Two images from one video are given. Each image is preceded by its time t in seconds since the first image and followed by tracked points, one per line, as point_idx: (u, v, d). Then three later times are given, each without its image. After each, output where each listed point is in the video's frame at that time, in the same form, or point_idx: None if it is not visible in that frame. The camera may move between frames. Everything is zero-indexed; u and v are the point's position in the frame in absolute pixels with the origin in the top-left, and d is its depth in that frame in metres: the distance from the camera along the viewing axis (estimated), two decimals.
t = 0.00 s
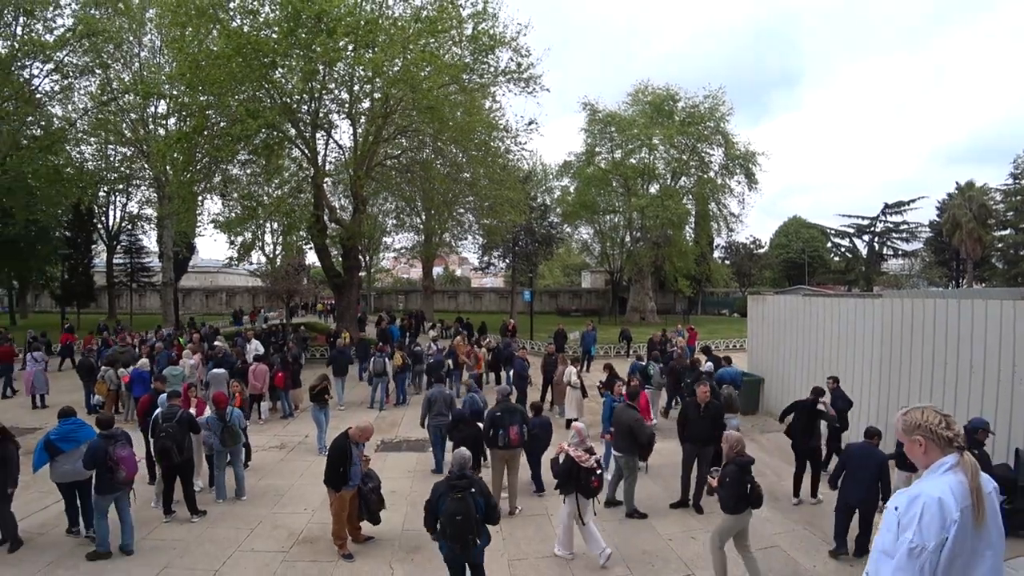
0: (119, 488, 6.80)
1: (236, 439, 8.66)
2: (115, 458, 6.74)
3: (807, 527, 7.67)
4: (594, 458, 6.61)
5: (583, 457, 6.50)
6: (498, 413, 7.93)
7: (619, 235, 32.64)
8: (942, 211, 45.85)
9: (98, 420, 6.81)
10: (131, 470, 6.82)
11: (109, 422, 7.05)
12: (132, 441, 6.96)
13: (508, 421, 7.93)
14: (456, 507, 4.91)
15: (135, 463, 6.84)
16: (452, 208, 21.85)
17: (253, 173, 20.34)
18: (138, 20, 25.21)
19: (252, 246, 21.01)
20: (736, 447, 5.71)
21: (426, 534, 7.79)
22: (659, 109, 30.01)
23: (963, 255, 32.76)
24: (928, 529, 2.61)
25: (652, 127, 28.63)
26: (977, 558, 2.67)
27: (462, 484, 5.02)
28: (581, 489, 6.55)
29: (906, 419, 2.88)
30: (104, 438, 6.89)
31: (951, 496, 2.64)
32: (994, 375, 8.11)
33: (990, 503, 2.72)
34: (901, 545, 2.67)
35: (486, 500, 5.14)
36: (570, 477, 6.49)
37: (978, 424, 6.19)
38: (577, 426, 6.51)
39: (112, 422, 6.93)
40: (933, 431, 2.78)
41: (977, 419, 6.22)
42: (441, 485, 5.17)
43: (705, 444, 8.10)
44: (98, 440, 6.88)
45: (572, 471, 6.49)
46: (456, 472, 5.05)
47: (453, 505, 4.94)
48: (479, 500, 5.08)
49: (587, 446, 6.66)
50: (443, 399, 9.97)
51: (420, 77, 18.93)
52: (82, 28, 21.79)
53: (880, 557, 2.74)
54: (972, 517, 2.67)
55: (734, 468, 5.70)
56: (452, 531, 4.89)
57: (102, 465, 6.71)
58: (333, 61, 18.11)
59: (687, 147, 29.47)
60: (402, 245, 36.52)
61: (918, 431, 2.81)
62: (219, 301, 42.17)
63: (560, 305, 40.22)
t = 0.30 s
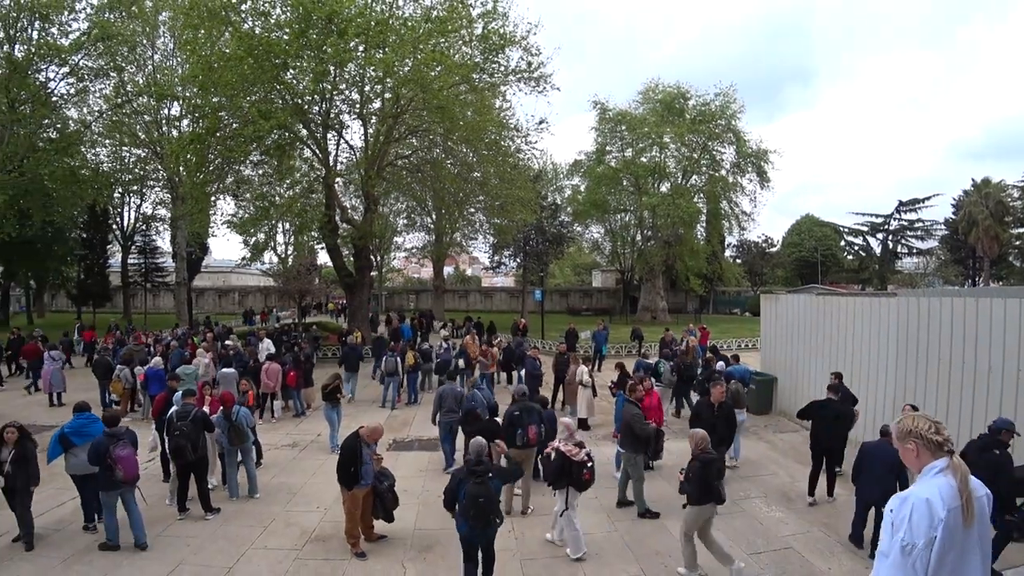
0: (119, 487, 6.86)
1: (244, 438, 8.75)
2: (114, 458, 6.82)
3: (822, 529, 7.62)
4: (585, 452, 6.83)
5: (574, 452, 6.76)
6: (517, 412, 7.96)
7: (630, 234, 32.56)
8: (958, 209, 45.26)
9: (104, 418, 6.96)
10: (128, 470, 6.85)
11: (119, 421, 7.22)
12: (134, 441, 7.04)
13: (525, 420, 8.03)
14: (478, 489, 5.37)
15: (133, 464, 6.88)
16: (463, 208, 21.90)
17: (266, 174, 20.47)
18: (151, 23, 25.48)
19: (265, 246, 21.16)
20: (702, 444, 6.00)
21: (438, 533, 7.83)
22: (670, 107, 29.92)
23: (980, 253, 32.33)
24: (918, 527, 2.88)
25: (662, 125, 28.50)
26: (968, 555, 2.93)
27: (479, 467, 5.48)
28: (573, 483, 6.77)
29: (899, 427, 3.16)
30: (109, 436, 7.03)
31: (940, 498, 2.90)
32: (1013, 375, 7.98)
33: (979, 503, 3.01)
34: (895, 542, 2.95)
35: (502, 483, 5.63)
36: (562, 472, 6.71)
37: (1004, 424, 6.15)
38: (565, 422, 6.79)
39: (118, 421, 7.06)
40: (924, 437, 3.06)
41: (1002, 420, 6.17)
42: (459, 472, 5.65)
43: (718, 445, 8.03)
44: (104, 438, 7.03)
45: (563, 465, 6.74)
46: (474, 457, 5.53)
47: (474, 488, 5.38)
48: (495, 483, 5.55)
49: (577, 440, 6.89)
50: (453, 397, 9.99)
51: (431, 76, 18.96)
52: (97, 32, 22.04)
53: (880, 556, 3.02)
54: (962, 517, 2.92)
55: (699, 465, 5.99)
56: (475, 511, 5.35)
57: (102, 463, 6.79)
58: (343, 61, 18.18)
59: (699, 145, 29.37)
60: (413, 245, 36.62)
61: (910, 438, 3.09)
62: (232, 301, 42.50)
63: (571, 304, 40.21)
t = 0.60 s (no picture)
0: (124, 480, 7.14)
1: (257, 437, 8.81)
2: (117, 453, 7.08)
3: (841, 532, 7.52)
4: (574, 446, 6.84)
5: (563, 446, 6.78)
6: (534, 411, 8.29)
7: (645, 233, 32.42)
8: (980, 207, 44.50)
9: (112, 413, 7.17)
10: (132, 465, 7.11)
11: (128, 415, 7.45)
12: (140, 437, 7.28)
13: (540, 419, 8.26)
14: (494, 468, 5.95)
15: (136, 459, 7.12)
16: (477, 208, 21.93)
17: (282, 174, 20.62)
18: (169, 26, 25.78)
19: (281, 246, 21.33)
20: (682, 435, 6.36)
21: (452, 531, 7.84)
22: (684, 105, 29.77)
23: (1002, 251, 31.76)
24: (902, 523, 2.97)
25: (677, 124, 28.32)
26: (956, 554, 2.98)
27: (493, 448, 6.12)
28: (565, 478, 6.81)
29: (898, 425, 3.19)
30: (117, 431, 7.24)
31: (925, 495, 2.97)
32: None
33: (976, 505, 3.02)
34: (880, 536, 3.05)
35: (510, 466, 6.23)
36: (555, 467, 6.74)
37: None
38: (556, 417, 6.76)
39: (126, 417, 7.26)
40: (919, 436, 3.08)
41: None
42: (474, 455, 6.25)
43: (734, 446, 8.00)
44: (112, 432, 7.27)
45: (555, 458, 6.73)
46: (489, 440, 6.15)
47: (491, 467, 5.97)
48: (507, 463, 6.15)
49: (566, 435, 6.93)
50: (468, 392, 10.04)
51: (445, 76, 19.01)
52: (117, 36, 22.35)
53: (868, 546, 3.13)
54: (951, 515, 2.96)
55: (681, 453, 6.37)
56: (494, 488, 5.89)
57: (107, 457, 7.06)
58: (358, 62, 18.26)
59: (713, 143, 29.19)
60: (427, 244, 36.74)
61: (904, 436, 3.13)
62: (249, 300, 42.86)
63: (585, 303, 40.12)
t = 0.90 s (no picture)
0: (145, 472, 7.27)
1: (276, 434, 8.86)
2: (140, 445, 7.21)
3: (865, 537, 7.36)
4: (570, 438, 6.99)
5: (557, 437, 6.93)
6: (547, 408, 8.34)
7: (664, 231, 32.18)
8: (1009, 203, 43.44)
9: (137, 407, 7.29)
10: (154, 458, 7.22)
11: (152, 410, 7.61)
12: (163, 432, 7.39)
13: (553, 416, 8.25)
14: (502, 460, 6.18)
15: (158, 452, 7.23)
16: (494, 206, 21.92)
17: (301, 175, 20.77)
18: (190, 31, 26.13)
19: (301, 246, 21.50)
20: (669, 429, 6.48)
21: (469, 530, 7.81)
22: (702, 101, 29.49)
23: None
24: (912, 532, 3.02)
25: (695, 121, 28.02)
26: (966, 563, 3.02)
27: (500, 440, 6.29)
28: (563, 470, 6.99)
29: (906, 435, 3.26)
30: (140, 425, 7.37)
31: (936, 506, 3.02)
32: None
33: (984, 514, 3.08)
34: (889, 545, 3.12)
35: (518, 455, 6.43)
36: (554, 460, 6.88)
37: None
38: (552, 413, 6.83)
39: (150, 411, 7.43)
40: (926, 445, 3.15)
41: None
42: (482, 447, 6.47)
43: (756, 447, 7.85)
44: (136, 426, 7.39)
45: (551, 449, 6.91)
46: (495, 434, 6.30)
47: (498, 459, 6.19)
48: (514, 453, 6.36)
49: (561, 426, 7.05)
50: (483, 390, 10.04)
51: (462, 76, 19.01)
52: (141, 42, 22.70)
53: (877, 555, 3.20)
54: (960, 527, 3.02)
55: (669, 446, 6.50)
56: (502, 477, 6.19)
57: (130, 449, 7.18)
58: (375, 63, 18.31)
59: (733, 140, 28.89)
60: (445, 244, 36.81)
61: (913, 446, 3.20)
62: (269, 299, 43.28)
63: (603, 303, 39.93)
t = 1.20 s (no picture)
0: (175, 459, 7.51)
1: (298, 433, 8.93)
2: (173, 433, 7.47)
3: (895, 544, 7.16)
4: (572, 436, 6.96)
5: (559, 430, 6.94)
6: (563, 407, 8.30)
7: (686, 229, 31.85)
8: None
9: (167, 398, 7.50)
10: (186, 445, 7.50)
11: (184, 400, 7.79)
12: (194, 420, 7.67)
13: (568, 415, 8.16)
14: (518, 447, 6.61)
15: (191, 439, 7.51)
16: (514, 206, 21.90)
17: (324, 176, 20.93)
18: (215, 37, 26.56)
19: (324, 247, 21.68)
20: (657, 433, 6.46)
21: (490, 529, 7.80)
22: (725, 98, 29.16)
23: None
24: (932, 565, 3.02)
25: (718, 117, 27.63)
26: None
27: (514, 428, 6.71)
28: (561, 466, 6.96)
29: (922, 465, 3.30)
30: (171, 414, 7.60)
31: (956, 540, 3.04)
32: None
33: (997, 546, 3.13)
34: None
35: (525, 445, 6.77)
36: (551, 456, 6.92)
37: None
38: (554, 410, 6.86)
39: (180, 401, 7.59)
40: (945, 477, 3.19)
41: None
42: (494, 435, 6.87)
43: (781, 451, 7.69)
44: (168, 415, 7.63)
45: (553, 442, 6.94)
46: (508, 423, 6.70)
47: (513, 446, 6.62)
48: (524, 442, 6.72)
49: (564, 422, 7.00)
50: (501, 388, 10.03)
51: (481, 76, 18.99)
52: (167, 49, 23.07)
53: None
54: (977, 559, 3.05)
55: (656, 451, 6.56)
56: (517, 463, 6.62)
57: (162, 437, 7.43)
58: (396, 65, 18.38)
59: (756, 136, 28.52)
60: (466, 244, 36.91)
61: (931, 479, 3.23)
62: (293, 299, 43.78)
63: (625, 302, 39.70)
